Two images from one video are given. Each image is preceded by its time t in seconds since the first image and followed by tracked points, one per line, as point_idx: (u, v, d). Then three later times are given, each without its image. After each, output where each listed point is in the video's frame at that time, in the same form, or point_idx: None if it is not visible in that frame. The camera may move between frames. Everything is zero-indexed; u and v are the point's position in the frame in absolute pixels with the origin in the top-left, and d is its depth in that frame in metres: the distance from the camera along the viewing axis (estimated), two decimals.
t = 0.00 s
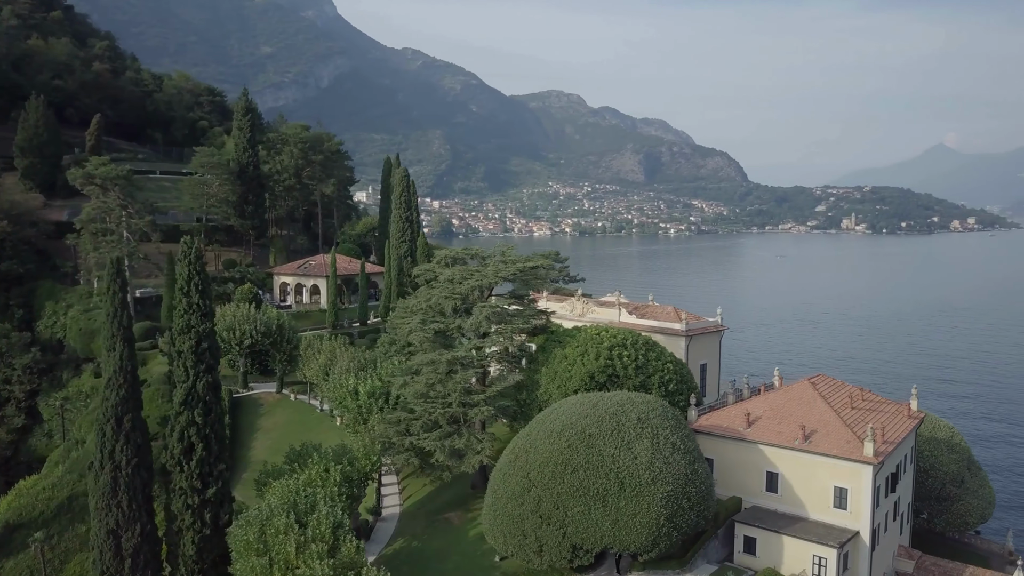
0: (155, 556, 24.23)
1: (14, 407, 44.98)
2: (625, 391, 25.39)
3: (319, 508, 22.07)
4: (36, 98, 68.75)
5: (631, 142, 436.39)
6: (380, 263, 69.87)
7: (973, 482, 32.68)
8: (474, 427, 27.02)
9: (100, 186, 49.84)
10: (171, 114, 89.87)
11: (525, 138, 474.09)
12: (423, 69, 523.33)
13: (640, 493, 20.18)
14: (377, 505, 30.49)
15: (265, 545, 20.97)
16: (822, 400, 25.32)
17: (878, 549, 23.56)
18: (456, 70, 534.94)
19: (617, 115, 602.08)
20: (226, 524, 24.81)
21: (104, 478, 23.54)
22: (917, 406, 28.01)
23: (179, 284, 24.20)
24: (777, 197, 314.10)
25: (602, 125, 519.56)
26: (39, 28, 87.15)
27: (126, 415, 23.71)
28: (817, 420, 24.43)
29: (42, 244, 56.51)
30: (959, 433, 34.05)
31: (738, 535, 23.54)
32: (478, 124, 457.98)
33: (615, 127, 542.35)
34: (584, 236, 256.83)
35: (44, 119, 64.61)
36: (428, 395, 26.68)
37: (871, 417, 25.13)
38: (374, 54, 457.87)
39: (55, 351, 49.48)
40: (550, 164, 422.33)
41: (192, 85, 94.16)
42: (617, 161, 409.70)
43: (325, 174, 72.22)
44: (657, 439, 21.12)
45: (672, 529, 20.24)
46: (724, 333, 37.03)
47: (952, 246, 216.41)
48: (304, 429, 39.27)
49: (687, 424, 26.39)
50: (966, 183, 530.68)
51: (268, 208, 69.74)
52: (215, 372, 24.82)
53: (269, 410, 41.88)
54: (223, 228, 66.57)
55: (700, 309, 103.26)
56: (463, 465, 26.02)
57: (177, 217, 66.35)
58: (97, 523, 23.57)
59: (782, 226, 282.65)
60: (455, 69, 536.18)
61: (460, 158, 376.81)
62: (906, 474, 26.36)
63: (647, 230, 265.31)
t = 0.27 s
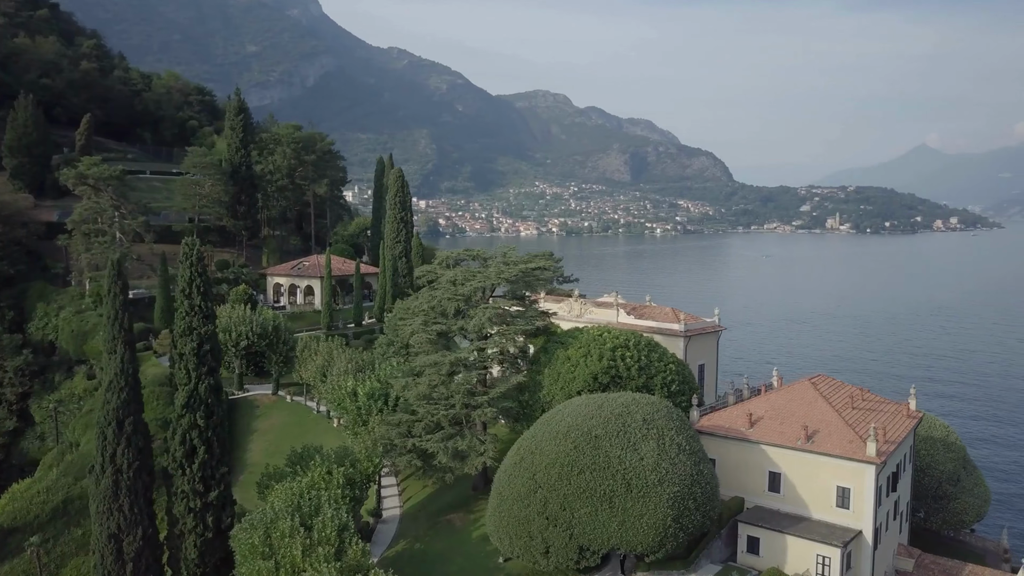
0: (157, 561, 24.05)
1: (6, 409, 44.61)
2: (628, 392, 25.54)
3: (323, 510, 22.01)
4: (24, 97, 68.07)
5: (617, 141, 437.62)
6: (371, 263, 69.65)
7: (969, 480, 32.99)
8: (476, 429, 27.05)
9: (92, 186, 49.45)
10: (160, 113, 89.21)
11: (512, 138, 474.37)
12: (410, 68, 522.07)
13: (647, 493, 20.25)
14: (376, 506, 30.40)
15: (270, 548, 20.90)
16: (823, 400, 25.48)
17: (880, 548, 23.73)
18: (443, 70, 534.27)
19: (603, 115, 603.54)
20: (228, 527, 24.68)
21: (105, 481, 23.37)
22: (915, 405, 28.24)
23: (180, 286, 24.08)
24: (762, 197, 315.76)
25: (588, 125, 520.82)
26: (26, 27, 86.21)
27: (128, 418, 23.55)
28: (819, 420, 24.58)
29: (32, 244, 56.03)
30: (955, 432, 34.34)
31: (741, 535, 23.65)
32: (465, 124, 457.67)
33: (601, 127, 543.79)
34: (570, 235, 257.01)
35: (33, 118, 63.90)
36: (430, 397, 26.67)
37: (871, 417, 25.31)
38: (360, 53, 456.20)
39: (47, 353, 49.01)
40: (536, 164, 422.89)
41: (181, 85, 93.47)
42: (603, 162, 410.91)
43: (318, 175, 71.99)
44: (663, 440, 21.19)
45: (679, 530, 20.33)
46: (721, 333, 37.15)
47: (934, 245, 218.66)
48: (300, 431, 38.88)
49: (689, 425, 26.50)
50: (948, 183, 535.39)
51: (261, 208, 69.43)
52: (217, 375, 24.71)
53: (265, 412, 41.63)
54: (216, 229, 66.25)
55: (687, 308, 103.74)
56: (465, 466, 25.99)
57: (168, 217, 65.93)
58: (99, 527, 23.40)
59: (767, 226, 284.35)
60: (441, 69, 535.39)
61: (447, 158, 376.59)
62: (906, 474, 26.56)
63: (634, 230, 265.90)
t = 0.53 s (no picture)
0: (158, 566, 23.86)
1: None
2: (630, 393, 25.65)
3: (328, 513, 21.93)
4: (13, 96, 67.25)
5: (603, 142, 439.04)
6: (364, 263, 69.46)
7: (964, 478, 33.32)
8: (478, 430, 27.06)
9: (84, 186, 49.00)
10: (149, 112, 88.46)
11: (498, 138, 474.48)
12: (395, 67, 520.56)
13: (653, 494, 20.33)
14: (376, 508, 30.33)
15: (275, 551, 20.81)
16: (824, 399, 25.68)
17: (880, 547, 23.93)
18: (428, 69, 533.33)
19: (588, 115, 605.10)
20: (230, 530, 24.56)
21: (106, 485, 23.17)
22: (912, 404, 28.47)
23: (181, 288, 23.91)
24: (747, 197, 317.44)
25: (574, 125, 522.02)
26: (12, 25, 85.16)
27: (129, 421, 23.37)
28: (820, 420, 24.77)
29: (21, 245, 55.42)
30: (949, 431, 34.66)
31: (744, 534, 23.77)
32: (451, 123, 457.32)
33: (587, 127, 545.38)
34: (556, 235, 256.88)
35: (22, 118, 63.07)
36: (433, 398, 26.62)
37: (871, 416, 25.53)
38: (345, 52, 454.24)
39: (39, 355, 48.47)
40: (523, 164, 423.30)
41: (169, 84, 92.69)
42: (589, 162, 412.02)
43: (311, 175, 71.71)
44: (667, 440, 21.31)
45: (684, 530, 20.44)
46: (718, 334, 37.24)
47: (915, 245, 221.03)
48: (296, 434, 38.53)
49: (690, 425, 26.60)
50: (930, 184, 540.70)
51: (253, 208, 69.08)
52: (218, 377, 24.56)
53: (260, 413, 41.36)
54: (208, 229, 65.87)
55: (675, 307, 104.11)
56: (468, 468, 25.95)
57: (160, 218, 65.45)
58: (99, 531, 23.22)
59: (752, 226, 285.93)
60: (427, 68, 534.47)
61: (433, 157, 376.25)
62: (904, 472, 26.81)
63: (620, 230, 266.32)
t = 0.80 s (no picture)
0: (160, 569, 23.72)
1: None
2: (633, 394, 25.78)
3: (332, 514, 21.87)
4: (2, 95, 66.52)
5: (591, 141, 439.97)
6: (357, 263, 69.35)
7: (960, 477, 33.63)
8: (480, 431, 27.12)
9: (77, 187, 48.64)
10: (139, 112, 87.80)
11: (486, 138, 474.51)
12: (383, 66, 519.30)
13: (658, 494, 20.39)
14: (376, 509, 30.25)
15: (281, 554, 20.75)
16: (824, 399, 25.85)
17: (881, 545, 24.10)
18: (416, 69, 532.52)
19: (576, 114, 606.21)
20: (232, 532, 24.45)
21: (108, 488, 23.01)
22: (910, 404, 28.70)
23: (183, 291, 23.79)
24: (734, 197, 318.69)
25: (562, 124, 522.84)
26: None
27: (130, 424, 23.23)
28: (821, 420, 24.93)
29: (13, 246, 54.93)
30: (944, 430, 34.99)
31: (747, 534, 23.89)
32: (439, 123, 456.71)
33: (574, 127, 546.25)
34: (544, 235, 256.92)
35: (13, 117, 62.47)
36: (436, 399, 26.64)
37: (872, 416, 25.72)
38: (332, 51, 452.60)
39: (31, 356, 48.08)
40: (511, 164, 423.56)
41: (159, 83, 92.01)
42: (577, 161, 412.75)
43: (305, 175, 71.53)
44: (672, 440, 21.38)
45: (690, 530, 20.52)
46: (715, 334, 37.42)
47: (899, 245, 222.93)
48: (293, 436, 38.26)
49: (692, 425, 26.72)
50: (914, 184, 545.03)
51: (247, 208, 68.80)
52: (220, 379, 24.45)
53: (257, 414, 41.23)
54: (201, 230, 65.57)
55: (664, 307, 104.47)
56: (471, 469, 25.99)
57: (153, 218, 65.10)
58: (100, 535, 23.06)
59: (739, 225, 287.26)
60: (415, 68, 533.50)
61: (421, 157, 375.98)
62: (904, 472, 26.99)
63: (608, 230, 266.65)
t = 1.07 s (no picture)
0: (162, 573, 23.57)
1: None
2: (636, 394, 25.90)
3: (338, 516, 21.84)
4: None
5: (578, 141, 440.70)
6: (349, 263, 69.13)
7: (956, 475, 33.92)
8: (482, 432, 27.16)
9: (70, 187, 48.17)
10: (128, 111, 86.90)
11: (472, 137, 474.29)
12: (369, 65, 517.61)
13: (666, 495, 20.47)
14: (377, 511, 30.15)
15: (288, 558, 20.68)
16: (825, 399, 26.02)
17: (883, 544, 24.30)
18: (402, 68, 531.23)
19: (562, 114, 607.08)
20: (235, 535, 24.34)
21: (110, 492, 22.84)
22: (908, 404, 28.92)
23: (185, 293, 23.63)
24: (720, 197, 319.95)
25: (548, 124, 523.46)
26: None
27: (132, 427, 23.07)
28: (823, 420, 25.08)
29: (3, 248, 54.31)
30: (939, 429, 35.31)
31: (750, 534, 24.02)
32: (426, 122, 455.88)
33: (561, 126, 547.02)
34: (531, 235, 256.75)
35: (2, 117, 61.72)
36: (438, 400, 26.65)
37: (872, 415, 25.92)
38: (318, 50, 450.64)
39: (22, 358, 47.52)
40: (498, 163, 423.68)
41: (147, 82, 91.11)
42: (564, 161, 413.27)
43: (297, 175, 71.20)
44: (679, 441, 21.47)
45: (696, 531, 20.62)
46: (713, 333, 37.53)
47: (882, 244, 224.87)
48: (291, 438, 37.97)
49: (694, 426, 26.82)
50: (897, 184, 549.77)
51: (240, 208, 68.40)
52: (222, 381, 24.32)
53: (254, 415, 41.00)
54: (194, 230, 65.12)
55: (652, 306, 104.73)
56: (474, 470, 26.01)
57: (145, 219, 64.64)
58: (102, 538, 22.89)
59: (725, 225, 288.53)
60: (401, 67, 532.21)
61: (408, 157, 375.47)
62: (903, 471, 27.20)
63: (595, 229, 266.91)
